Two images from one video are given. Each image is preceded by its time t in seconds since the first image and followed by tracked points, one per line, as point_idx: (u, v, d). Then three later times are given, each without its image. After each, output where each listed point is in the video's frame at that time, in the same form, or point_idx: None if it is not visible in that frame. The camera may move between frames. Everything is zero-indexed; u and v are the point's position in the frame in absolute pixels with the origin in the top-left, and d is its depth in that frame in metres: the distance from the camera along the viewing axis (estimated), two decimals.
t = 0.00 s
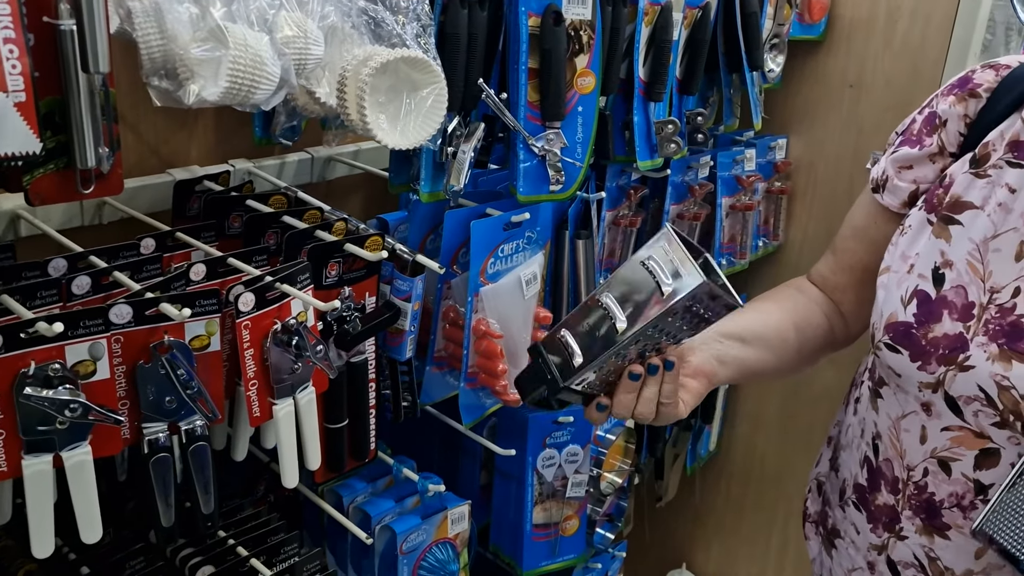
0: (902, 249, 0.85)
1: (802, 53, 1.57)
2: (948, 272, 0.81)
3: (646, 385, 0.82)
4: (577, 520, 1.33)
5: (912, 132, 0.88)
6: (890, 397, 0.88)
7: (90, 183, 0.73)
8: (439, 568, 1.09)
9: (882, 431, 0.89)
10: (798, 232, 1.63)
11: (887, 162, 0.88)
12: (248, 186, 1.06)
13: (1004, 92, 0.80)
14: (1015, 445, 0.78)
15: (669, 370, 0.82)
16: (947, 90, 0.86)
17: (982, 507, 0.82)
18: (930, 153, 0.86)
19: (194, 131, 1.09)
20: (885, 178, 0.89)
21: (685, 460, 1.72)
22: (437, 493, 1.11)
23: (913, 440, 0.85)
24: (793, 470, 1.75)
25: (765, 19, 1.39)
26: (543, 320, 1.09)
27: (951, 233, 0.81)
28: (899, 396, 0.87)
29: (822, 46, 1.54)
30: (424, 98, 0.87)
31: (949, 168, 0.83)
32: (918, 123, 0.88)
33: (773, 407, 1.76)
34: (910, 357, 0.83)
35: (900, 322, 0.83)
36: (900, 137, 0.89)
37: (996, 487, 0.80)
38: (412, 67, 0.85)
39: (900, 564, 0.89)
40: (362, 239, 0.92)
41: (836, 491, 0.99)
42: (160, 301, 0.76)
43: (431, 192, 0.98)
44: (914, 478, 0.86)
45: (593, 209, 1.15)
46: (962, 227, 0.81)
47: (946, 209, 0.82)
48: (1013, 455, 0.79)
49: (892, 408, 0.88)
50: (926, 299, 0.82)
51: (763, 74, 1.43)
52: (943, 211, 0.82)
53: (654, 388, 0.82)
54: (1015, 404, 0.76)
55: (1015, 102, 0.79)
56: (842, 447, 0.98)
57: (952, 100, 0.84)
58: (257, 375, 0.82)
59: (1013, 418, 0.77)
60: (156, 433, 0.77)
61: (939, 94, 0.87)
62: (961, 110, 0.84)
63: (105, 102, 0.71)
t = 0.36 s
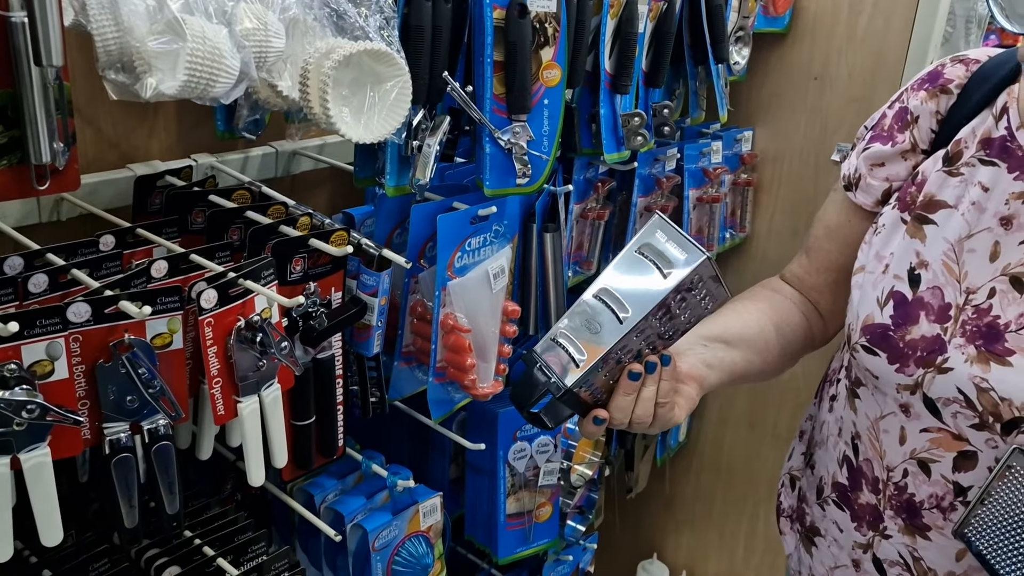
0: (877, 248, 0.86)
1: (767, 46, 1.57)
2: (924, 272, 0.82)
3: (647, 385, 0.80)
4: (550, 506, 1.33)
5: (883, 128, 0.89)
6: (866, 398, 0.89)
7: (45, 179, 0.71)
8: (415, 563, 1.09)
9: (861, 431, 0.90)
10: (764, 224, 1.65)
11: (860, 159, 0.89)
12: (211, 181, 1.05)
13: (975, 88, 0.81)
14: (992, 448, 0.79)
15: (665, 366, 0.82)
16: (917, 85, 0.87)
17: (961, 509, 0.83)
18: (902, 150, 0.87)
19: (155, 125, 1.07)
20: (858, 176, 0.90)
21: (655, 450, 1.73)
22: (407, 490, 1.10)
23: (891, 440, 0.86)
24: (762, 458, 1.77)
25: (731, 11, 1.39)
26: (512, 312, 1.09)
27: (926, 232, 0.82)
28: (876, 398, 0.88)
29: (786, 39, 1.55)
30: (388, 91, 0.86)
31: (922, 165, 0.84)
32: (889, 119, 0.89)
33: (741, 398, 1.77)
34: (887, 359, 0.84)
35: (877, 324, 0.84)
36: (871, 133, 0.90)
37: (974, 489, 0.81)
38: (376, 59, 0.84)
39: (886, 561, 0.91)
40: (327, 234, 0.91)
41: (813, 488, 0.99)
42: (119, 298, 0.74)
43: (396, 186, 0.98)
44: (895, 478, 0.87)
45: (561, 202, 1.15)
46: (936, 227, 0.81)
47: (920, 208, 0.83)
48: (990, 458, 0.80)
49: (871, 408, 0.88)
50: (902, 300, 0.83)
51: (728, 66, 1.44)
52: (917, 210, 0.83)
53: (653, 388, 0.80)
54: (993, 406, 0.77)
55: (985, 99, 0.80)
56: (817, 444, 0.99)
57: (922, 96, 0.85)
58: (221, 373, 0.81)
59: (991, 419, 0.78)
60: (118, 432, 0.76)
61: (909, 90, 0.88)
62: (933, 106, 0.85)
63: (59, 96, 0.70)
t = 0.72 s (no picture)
0: (860, 243, 0.86)
1: (744, 37, 1.57)
2: (907, 267, 0.82)
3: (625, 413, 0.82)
4: (528, 505, 1.33)
5: (866, 122, 0.89)
6: (851, 396, 0.88)
7: (13, 171, 0.70)
8: (395, 556, 1.08)
9: (845, 428, 0.90)
10: (743, 215, 1.65)
11: (842, 153, 0.89)
12: (185, 174, 1.03)
13: (957, 81, 0.82)
14: (974, 446, 0.79)
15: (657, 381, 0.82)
16: (900, 77, 0.87)
17: (941, 509, 0.83)
18: (885, 144, 0.87)
19: (127, 118, 1.05)
20: (841, 170, 0.90)
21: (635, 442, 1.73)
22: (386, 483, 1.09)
23: (875, 438, 0.86)
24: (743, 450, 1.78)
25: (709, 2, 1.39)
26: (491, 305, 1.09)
27: (909, 226, 0.82)
28: (860, 395, 0.87)
29: (764, 30, 1.54)
30: (364, 80, 0.85)
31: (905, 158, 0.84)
32: (871, 112, 0.89)
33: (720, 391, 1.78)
34: (872, 355, 0.83)
35: (862, 320, 0.84)
36: (854, 127, 0.90)
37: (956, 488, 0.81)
38: (351, 49, 0.83)
39: (868, 561, 0.92)
40: (303, 226, 0.90)
41: (799, 484, 0.99)
42: (90, 292, 0.73)
43: (373, 178, 0.97)
44: (880, 476, 0.87)
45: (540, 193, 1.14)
46: (919, 221, 0.81)
47: (903, 202, 0.83)
48: (970, 457, 0.80)
49: (855, 405, 0.88)
50: (886, 295, 0.83)
51: (706, 58, 1.43)
52: (900, 205, 0.83)
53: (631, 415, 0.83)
54: (978, 402, 0.77)
55: (967, 92, 0.80)
56: (803, 440, 0.99)
57: (905, 88, 0.85)
58: (196, 367, 0.80)
59: (976, 415, 0.78)
60: (90, 429, 0.75)
61: (891, 82, 0.88)
62: (915, 99, 0.85)
63: (25, 86, 0.69)
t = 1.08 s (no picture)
0: (842, 233, 0.86)
1: (719, 26, 1.57)
2: (889, 256, 0.81)
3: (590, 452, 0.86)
4: (510, 492, 1.33)
5: (850, 111, 0.89)
6: (831, 385, 0.88)
7: None
8: (371, 550, 1.08)
9: (825, 419, 0.89)
10: (720, 204, 1.65)
11: (827, 143, 0.89)
12: (155, 164, 1.02)
13: (942, 69, 0.82)
14: (952, 438, 0.79)
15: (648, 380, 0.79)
16: (884, 66, 0.87)
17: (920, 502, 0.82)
18: (870, 133, 0.87)
19: (95, 108, 1.04)
20: (826, 160, 0.89)
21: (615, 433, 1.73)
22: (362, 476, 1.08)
23: (854, 430, 0.86)
24: (723, 440, 1.78)
25: None
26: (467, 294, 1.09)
27: (892, 216, 0.82)
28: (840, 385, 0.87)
29: (741, 19, 1.54)
30: (332, 68, 0.84)
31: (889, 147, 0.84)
32: (855, 101, 0.88)
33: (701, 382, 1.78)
34: (852, 346, 0.83)
35: (842, 311, 0.84)
36: (838, 117, 0.90)
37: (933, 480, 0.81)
38: (318, 36, 0.82)
39: (840, 554, 0.91)
40: (274, 216, 0.90)
41: (782, 475, 0.99)
42: (54, 283, 0.72)
43: (345, 167, 0.96)
44: (857, 468, 0.87)
45: (514, 182, 1.14)
46: (902, 210, 0.81)
47: (886, 191, 0.82)
48: (949, 448, 0.79)
49: (836, 395, 0.88)
50: (868, 285, 0.83)
51: (681, 46, 1.43)
52: (882, 193, 0.83)
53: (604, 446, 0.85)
54: (956, 393, 0.77)
55: (951, 80, 0.80)
56: (786, 432, 0.98)
57: (889, 77, 0.85)
58: (165, 359, 0.79)
59: (954, 407, 0.77)
60: (57, 422, 0.74)
61: (875, 71, 0.88)
62: (900, 88, 0.85)
63: None
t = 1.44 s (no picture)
0: (827, 236, 0.85)
1: (700, 16, 1.57)
2: (877, 260, 0.81)
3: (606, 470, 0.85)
4: (494, 487, 1.33)
5: (828, 111, 0.86)
6: (824, 388, 0.88)
7: None
8: (358, 543, 1.07)
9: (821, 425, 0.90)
10: (703, 194, 1.66)
11: (810, 143, 0.86)
12: (135, 158, 1.01)
13: (919, 68, 0.80)
14: (951, 440, 0.81)
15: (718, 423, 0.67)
16: (862, 64, 0.84)
17: (919, 503, 0.85)
18: (852, 135, 0.84)
19: (73, 101, 1.03)
20: (809, 163, 0.86)
21: (600, 423, 1.74)
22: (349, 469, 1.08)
23: (851, 434, 0.87)
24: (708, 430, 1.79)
25: None
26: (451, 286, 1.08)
27: (877, 219, 0.81)
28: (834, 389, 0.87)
29: (721, 9, 1.54)
30: (313, 60, 0.83)
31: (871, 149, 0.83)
32: (833, 100, 0.86)
33: (684, 374, 1.79)
34: (846, 352, 0.83)
35: (832, 317, 0.84)
36: (817, 117, 0.87)
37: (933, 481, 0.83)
38: (299, 27, 0.81)
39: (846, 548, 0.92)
40: (256, 209, 0.89)
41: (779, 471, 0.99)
42: (34, 278, 0.71)
43: (328, 160, 0.96)
44: (857, 471, 0.88)
45: (497, 174, 1.14)
46: (887, 213, 0.81)
47: (869, 193, 0.82)
48: (949, 450, 0.81)
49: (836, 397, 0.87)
50: (856, 290, 0.82)
51: (663, 36, 1.43)
52: (867, 196, 0.82)
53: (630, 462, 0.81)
54: (954, 395, 0.78)
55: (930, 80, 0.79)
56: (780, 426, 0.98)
57: (869, 77, 0.82)
58: (148, 354, 0.78)
59: (952, 409, 0.79)
60: (39, 419, 0.73)
61: (853, 69, 0.84)
62: (881, 87, 0.82)
63: None
